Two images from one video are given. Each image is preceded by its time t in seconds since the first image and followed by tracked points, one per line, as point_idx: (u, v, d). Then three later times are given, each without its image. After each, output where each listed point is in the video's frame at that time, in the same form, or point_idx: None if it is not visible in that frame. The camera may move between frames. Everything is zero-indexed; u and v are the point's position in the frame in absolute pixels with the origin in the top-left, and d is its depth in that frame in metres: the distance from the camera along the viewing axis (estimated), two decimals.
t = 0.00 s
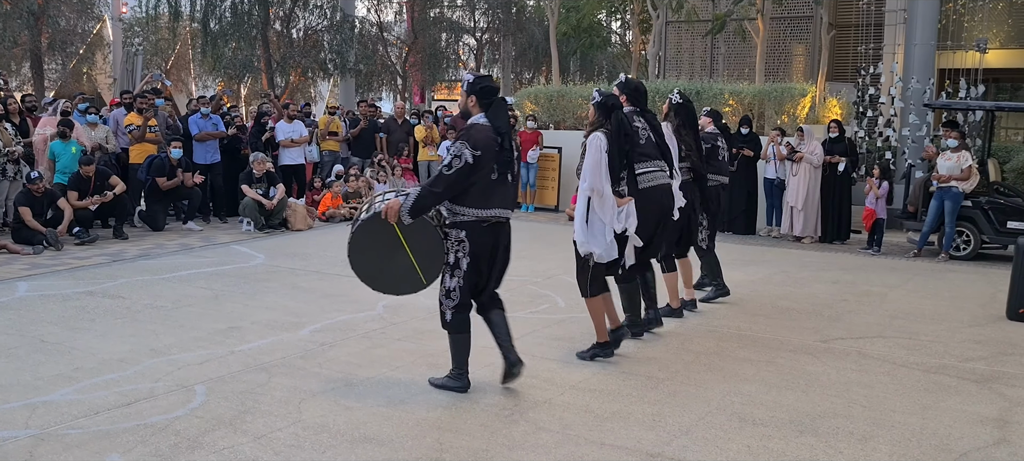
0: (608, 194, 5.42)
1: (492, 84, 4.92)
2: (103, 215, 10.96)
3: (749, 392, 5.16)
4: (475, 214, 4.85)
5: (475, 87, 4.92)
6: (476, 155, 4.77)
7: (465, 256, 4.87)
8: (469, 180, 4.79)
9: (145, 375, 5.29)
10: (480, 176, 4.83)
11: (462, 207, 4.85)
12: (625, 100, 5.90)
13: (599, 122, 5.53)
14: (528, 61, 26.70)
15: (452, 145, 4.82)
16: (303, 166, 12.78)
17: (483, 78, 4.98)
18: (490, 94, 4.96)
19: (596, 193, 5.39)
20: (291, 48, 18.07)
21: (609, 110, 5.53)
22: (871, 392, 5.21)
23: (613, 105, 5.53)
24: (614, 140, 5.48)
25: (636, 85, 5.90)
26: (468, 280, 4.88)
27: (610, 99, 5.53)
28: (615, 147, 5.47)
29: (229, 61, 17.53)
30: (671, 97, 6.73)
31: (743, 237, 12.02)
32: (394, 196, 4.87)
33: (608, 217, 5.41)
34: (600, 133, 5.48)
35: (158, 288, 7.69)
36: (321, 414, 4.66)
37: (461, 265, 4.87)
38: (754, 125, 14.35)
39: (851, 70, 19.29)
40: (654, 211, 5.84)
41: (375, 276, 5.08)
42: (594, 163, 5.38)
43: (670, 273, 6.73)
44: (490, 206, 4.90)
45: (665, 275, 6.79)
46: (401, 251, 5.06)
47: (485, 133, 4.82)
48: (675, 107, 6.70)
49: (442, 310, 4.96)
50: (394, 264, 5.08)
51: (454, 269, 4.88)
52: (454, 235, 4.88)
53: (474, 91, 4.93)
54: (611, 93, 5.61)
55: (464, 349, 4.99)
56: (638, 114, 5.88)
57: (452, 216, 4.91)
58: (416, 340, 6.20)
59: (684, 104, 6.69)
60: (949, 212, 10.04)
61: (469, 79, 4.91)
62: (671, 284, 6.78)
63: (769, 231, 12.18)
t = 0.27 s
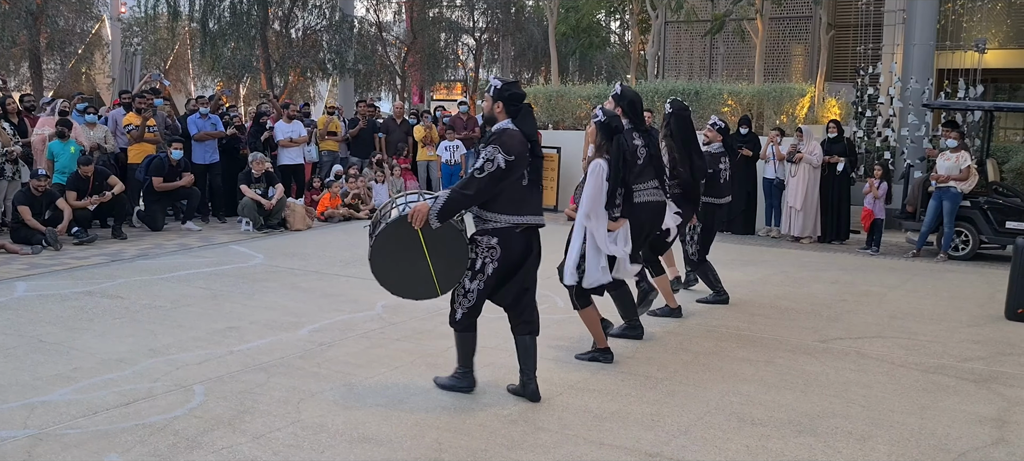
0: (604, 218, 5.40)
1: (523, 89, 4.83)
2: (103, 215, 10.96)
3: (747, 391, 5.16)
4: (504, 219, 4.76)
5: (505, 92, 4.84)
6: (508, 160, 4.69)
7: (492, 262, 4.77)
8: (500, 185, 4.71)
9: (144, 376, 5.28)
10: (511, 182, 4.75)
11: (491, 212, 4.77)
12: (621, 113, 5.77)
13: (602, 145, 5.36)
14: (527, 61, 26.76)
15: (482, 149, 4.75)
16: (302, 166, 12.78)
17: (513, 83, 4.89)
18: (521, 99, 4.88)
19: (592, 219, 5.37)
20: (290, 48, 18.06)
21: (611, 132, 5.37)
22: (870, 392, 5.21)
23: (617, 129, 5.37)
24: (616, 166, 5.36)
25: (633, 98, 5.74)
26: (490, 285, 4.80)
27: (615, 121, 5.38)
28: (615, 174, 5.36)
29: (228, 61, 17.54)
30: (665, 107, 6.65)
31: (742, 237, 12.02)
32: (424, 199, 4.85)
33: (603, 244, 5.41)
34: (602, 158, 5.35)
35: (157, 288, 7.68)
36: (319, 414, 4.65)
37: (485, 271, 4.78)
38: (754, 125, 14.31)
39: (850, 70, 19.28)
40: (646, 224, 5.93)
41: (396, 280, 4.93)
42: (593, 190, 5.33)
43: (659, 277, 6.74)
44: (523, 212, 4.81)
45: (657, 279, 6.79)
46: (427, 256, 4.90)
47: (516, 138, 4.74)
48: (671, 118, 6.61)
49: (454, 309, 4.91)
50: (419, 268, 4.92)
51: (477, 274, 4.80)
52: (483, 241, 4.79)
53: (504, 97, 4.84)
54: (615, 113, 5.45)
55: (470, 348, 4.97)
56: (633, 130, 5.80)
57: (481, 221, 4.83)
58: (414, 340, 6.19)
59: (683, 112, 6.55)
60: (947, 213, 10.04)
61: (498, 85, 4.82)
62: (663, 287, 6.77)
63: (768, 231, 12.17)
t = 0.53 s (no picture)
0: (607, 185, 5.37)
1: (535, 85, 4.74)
2: (101, 214, 10.95)
3: (746, 391, 5.16)
4: (516, 219, 4.66)
5: (517, 88, 4.73)
6: (524, 157, 4.60)
7: (503, 263, 4.64)
8: (514, 184, 4.60)
9: (143, 376, 5.28)
10: (524, 180, 4.65)
11: (502, 212, 4.66)
12: (627, 90, 5.94)
13: (594, 116, 5.44)
14: (526, 62, 26.79)
15: (496, 146, 4.63)
16: (301, 166, 12.79)
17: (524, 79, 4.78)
18: (532, 95, 4.77)
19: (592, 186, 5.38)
20: (289, 48, 18.06)
21: (605, 104, 5.42)
22: (868, 391, 5.22)
23: (610, 99, 5.41)
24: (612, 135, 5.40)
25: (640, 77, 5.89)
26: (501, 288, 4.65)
27: (607, 93, 5.41)
28: (610, 141, 5.40)
29: (227, 61, 17.55)
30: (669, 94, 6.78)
31: (741, 237, 12.02)
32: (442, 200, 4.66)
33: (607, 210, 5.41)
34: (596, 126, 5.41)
35: (156, 288, 7.68)
36: (318, 414, 4.66)
37: (496, 273, 4.64)
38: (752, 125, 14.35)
39: (849, 70, 19.28)
40: (652, 204, 5.93)
41: (406, 284, 4.66)
42: (588, 157, 5.35)
43: (675, 273, 6.79)
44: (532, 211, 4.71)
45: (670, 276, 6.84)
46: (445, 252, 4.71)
47: (530, 135, 4.64)
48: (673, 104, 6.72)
49: (470, 315, 4.71)
50: (431, 269, 4.71)
51: (488, 277, 4.65)
52: (493, 241, 4.67)
53: (514, 93, 4.73)
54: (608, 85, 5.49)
55: (504, 349, 4.71)
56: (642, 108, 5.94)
57: (489, 221, 4.72)
58: (413, 340, 6.19)
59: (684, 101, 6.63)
60: (945, 212, 10.04)
61: (516, 80, 4.70)
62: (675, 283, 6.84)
63: (767, 231, 12.18)
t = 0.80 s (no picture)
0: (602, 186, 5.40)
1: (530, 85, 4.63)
2: (99, 215, 10.94)
3: (744, 391, 5.16)
4: (513, 222, 4.56)
5: (512, 88, 4.62)
6: (521, 159, 4.48)
7: (506, 266, 4.56)
8: (511, 186, 4.48)
9: (140, 376, 5.27)
10: (521, 183, 4.53)
11: (500, 215, 4.56)
12: (630, 95, 5.94)
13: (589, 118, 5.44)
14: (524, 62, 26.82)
15: (492, 148, 4.52)
16: (299, 166, 12.82)
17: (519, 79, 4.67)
18: (528, 95, 4.66)
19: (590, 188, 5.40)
20: (287, 48, 18.06)
21: (598, 105, 5.42)
22: (865, 391, 5.22)
23: (599, 99, 5.41)
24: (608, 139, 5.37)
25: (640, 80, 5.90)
26: (515, 290, 4.56)
27: (595, 93, 5.43)
28: (605, 141, 5.37)
29: (225, 61, 17.57)
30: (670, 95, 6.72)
31: (739, 237, 12.03)
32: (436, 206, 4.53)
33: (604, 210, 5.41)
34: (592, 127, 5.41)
35: (153, 289, 7.67)
36: (316, 414, 4.65)
37: (502, 276, 4.56)
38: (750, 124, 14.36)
39: (846, 69, 19.31)
40: (655, 208, 5.93)
41: (409, 296, 4.56)
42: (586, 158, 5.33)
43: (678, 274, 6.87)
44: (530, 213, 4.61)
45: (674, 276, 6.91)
46: (445, 265, 4.56)
47: (527, 136, 4.53)
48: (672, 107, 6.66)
49: (495, 327, 4.59)
50: (433, 282, 4.58)
51: (496, 281, 4.57)
52: (492, 245, 4.58)
53: (509, 94, 4.62)
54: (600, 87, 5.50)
55: (526, 366, 4.58)
56: (646, 111, 5.97)
57: (488, 225, 4.62)
58: (411, 340, 6.19)
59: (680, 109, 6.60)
60: (943, 212, 10.05)
61: (513, 80, 4.61)
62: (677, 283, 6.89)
63: (765, 231, 12.19)
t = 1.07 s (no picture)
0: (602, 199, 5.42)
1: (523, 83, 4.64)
2: (97, 215, 10.93)
3: (743, 390, 5.17)
4: (509, 222, 4.56)
5: (505, 88, 4.63)
6: (515, 158, 4.49)
7: (502, 267, 4.56)
8: (506, 186, 4.49)
9: (139, 376, 5.27)
10: (516, 182, 4.54)
11: (496, 215, 4.55)
12: (622, 99, 6.00)
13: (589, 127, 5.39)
14: (523, 62, 26.82)
15: (487, 148, 4.53)
16: (297, 166, 12.81)
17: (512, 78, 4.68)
18: (521, 94, 4.67)
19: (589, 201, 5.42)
20: (286, 48, 18.06)
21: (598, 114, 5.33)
22: (864, 390, 5.23)
23: (603, 109, 5.31)
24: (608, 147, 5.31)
25: (634, 84, 5.93)
26: (511, 292, 4.56)
27: (599, 104, 5.33)
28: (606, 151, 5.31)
29: (223, 61, 17.56)
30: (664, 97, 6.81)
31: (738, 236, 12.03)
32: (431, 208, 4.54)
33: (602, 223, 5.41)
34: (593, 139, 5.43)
35: (152, 288, 7.67)
36: (315, 414, 4.65)
37: (498, 278, 4.56)
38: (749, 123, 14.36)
39: (845, 68, 19.32)
40: (654, 212, 5.92)
41: (408, 300, 4.56)
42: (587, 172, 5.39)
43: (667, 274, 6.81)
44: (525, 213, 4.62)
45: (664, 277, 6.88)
46: (444, 267, 4.57)
47: (521, 136, 4.54)
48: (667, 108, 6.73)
49: (493, 329, 4.60)
50: (431, 284, 4.58)
51: (493, 283, 4.56)
52: (488, 246, 4.58)
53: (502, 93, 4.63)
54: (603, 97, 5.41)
55: (525, 368, 4.57)
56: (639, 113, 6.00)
57: (483, 225, 4.60)
58: (410, 339, 6.20)
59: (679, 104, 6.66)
60: (942, 211, 10.05)
61: (507, 78, 4.61)
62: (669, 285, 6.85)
63: (764, 230, 12.20)
